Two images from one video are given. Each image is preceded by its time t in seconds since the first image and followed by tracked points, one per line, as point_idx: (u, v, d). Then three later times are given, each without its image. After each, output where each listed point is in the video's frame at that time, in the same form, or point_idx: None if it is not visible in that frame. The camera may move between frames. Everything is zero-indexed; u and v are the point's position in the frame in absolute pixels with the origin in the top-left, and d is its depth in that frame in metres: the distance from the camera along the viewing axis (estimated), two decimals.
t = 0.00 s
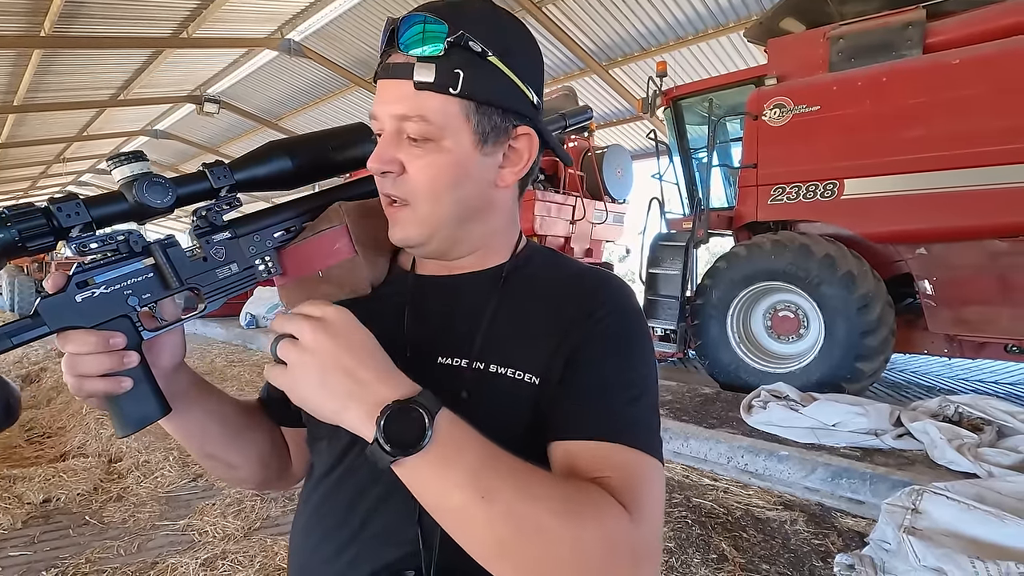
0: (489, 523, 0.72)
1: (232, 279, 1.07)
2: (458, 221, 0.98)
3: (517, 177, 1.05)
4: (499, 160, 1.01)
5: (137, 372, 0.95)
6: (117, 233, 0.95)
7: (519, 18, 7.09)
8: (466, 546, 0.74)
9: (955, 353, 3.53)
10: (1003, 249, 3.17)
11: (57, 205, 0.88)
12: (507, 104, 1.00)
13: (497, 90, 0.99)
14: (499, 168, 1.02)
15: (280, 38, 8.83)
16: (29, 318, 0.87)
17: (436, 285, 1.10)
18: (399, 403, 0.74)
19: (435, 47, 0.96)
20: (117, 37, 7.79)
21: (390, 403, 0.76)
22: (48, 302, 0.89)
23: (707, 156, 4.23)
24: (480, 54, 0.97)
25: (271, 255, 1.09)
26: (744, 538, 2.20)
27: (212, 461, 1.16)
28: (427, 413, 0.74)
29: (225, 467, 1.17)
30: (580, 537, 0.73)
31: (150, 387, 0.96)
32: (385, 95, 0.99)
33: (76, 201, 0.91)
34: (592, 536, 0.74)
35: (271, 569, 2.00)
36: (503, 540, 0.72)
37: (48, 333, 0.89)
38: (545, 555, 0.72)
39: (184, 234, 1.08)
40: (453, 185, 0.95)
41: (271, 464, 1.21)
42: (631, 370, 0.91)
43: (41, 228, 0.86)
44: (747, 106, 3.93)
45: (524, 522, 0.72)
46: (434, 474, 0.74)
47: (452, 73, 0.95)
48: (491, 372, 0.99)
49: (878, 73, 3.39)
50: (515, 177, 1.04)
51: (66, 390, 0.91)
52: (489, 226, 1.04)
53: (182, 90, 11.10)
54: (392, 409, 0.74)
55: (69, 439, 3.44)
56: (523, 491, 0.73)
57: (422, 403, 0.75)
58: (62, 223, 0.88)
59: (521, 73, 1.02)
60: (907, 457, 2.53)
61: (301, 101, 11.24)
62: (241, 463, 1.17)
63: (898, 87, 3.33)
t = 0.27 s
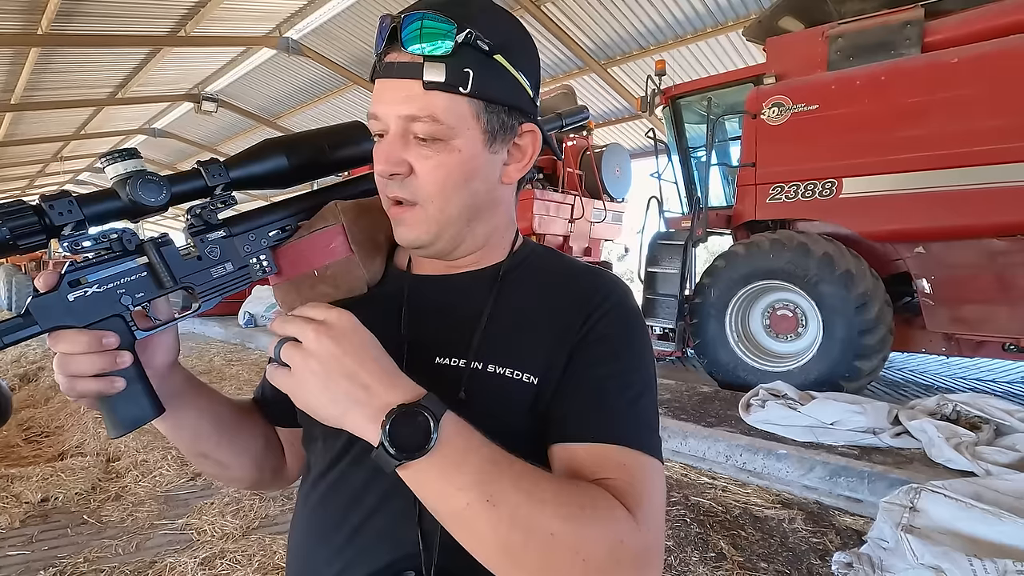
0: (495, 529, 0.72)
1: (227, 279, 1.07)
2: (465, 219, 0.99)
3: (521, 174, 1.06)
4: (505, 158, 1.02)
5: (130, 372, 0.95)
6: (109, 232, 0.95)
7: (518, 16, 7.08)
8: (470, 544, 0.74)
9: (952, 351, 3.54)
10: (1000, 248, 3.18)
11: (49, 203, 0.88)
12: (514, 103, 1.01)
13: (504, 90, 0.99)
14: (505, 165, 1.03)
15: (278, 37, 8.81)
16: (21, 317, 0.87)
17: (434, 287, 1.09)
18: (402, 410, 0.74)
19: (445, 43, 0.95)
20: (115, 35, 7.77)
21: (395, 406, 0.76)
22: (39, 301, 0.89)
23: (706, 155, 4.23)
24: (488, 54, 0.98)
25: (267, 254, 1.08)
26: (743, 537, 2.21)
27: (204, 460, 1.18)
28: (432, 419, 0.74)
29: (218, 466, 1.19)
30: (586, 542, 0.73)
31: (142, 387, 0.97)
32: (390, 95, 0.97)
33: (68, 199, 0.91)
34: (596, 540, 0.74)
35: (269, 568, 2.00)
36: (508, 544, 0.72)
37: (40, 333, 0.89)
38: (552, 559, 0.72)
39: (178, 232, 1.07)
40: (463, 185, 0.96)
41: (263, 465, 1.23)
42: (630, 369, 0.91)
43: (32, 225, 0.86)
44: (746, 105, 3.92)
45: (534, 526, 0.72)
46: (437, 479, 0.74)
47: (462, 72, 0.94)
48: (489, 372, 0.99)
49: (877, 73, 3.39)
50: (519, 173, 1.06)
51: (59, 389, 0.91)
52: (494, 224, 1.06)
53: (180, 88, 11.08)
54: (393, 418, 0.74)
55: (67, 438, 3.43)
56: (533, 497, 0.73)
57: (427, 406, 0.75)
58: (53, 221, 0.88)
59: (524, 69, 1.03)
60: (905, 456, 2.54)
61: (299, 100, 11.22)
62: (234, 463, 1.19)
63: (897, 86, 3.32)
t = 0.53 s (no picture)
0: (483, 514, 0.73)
1: (225, 283, 1.07)
2: (504, 218, 1.04)
3: (537, 175, 1.15)
4: (534, 161, 1.11)
5: (129, 381, 0.95)
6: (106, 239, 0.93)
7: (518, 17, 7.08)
8: (462, 535, 0.76)
9: (953, 352, 3.54)
10: (1000, 249, 3.19)
11: (41, 211, 0.86)
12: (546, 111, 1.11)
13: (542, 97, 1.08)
14: (532, 168, 1.11)
15: (278, 37, 8.81)
16: (15, 329, 0.86)
17: (434, 287, 1.09)
18: (391, 390, 0.76)
19: (519, 44, 1.02)
20: (115, 36, 7.77)
21: (386, 387, 0.78)
22: (34, 312, 0.87)
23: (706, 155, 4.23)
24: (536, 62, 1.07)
25: (263, 257, 1.10)
26: (743, 537, 2.20)
27: (203, 463, 1.19)
28: (422, 400, 0.76)
29: (218, 470, 1.20)
30: (576, 531, 0.73)
31: (140, 396, 0.97)
32: (454, 93, 1.00)
33: (60, 206, 0.89)
34: (587, 530, 0.74)
35: (270, 569, 2.00)
36: (497, 529, 0.73)
37: (35, 343, 0.88)
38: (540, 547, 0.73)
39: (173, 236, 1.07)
40: (513, 186, 1.03)
41: (263, 468, 1.25)
42: (626, 364, 0.91)
43: (25, 235, 0.85)
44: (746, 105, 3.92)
45: (523, 514, 0.73)
46: (425, 462, 0.75)
47: (527, 78, 1.03)
48: (488, 372, 0.99)
49: (877, 73, 3.39)
50: (537, 175, 1.15)
51: (56, 400, 0.90)
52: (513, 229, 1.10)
53: (181, 89, 11.08)
54: (381, 397, 0.76)
55: (67, 438, 3.43)
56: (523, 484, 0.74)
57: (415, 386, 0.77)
58: (47, 229, 0.87)
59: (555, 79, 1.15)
60: (905, 456, 2.54)
61: (299, 100, 11.23)
62: (233, 467, 1.21)
63: (897, 86, 3.32)
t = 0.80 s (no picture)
0: (434, 437, 0.74)
1: (224, 283, 1.07)
2: (520, 219, 1.08)
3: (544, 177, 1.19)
4: (546, 164, 1.16)
5: (128, 384, 0.95)
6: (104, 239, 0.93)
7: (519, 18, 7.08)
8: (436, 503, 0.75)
9: (954, 352, 3.53)
10: (1001, 249, 3.18)
11: (38, 211, 0.85)
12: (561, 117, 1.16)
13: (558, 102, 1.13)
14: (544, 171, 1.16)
15: (279, 38, 8.81)
16: (13, 331, 0.85)
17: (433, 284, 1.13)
18: (367, 304, 0.81)
19: (542, 47, 1.07)
20: (116, 37, 7.78)
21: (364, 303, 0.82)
22: (33, 314, 0.87)
23: (707, 156, 4.23)
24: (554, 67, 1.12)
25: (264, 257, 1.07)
26: (744, 538, 2.20)
27: (203, 466, 1.19)
28: (395, 318, 0.79)
29: (217, 472, 1.20)
30: (525, 468, 0.73)
31: (139, 399, 0.98)
32: (484, 93, 1.02)
33: (59, 206, 0.89)
34: (537, 474, 0.73)
35: (270, 569, 2.00)
36: (445, 456, 0.73)
37: (34, 346, 0.88)
38: (487, 484, 0.72)
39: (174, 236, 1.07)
40: (532, 188, 1.07)
41: (263, 469, 1.25)
42: (608, 346, 0.93)
43: (23, 236, 0.84)
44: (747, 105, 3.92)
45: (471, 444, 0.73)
46: (386, 379, 0.77)
47: (551, 82, 1.07)
48: (478, 364, 1.03)
49: (878, 73, 3.39)
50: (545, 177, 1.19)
51: (55, 403, 0.90)
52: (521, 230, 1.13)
53: (181, 90, 11.09)
54: (355, 309, 0.80)
55: (68, 439, 3.43)
56: (478, 417, 0.75)
57: (392, 307, 0.81)
58: (45, 230, 0.86)
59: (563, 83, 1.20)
60: (906, 457, 2.54)
61: (300, 101, 11.23)
62: (233, 469, 1.21)
63: (898, 87, 3.32)
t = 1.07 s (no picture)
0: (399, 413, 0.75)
1: (225, 287, 1.06)
2: (523, 220, 1.08)
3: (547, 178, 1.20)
4: (550, 165, 1.16)
5: (129, 390, 0.96)
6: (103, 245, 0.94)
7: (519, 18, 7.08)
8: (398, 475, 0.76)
9: (954, 353, 3.53)
10: (1002, 249, 3.18)
11: (37, 218, 0.87)
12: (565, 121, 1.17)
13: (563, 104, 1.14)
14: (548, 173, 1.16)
15: (280, 38, 8.81)
16: (13, 339, 0.86)
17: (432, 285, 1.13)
18: (338, 288, 0.82)
19: (548, 49, 1.07)
20: (117, 37, 7.78)
21: (338, 287, 0.84)
22: (33, 321, 0.87)
23: (707, 156, 4.23)
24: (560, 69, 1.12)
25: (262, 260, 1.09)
26: (744, 539, 2.20)
27: (204, 469, 1.19)
28: (365, 301, 0.81)
29: (218, 474, 1.20)
30: (487, 444, 0.73)
31: (142, 405, 0.97)
32: (492, 93, 1.02)
33: (57, 213, 0.90)
34: (501, 451, 0.73)
35: (270, 570, 2.00)
36: (410, 433, 0.74)
37: (34, 354, 0.88)
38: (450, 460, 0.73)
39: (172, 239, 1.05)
40: (536, 190, 1.07)
41: (263, 471, 1.25)
42: (595, 338, 0.94)
43: (22, 244, 0.85)
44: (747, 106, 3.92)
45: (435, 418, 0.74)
46: (354, 357, 0.78)
47: (557, 84, 1.08)
48: (473, 361, 1.04)
49: (878, 74, 3.39)
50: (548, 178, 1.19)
51: (57, 411, 0.90)
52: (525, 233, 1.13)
53: (182, 90, 11.09)
54: (328, 293, 0.82)
55: (68, 439, 3.43)
56: (442, 393, 0.76)
57: (367, 292, 0.83)
58: (44, 237, 0.87)
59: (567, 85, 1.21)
60: (906, 457, 2.54)
61: (301, 101, 11.24)
62: (234, 471, 1.21)
63: (898, 87, 3.32)
